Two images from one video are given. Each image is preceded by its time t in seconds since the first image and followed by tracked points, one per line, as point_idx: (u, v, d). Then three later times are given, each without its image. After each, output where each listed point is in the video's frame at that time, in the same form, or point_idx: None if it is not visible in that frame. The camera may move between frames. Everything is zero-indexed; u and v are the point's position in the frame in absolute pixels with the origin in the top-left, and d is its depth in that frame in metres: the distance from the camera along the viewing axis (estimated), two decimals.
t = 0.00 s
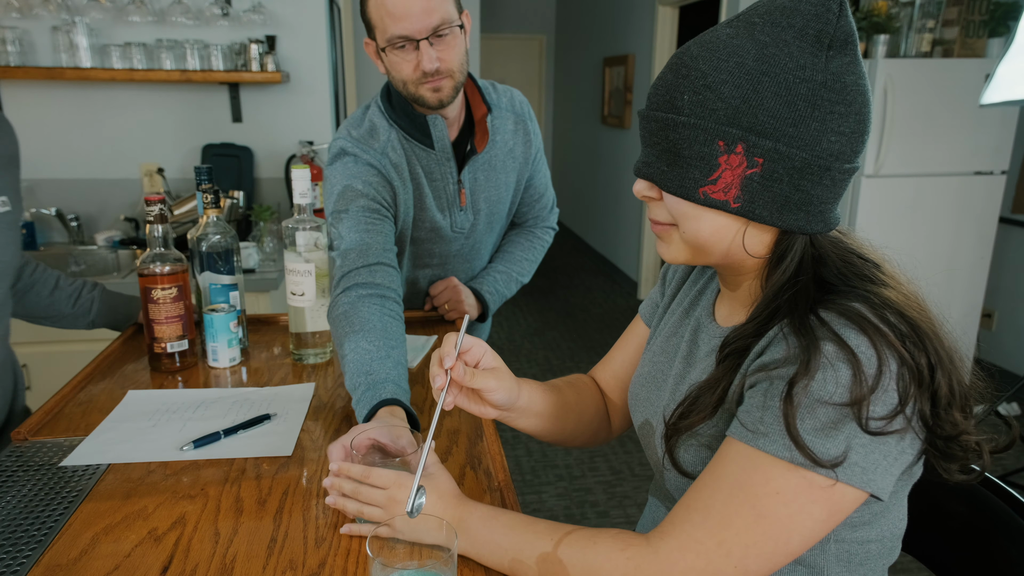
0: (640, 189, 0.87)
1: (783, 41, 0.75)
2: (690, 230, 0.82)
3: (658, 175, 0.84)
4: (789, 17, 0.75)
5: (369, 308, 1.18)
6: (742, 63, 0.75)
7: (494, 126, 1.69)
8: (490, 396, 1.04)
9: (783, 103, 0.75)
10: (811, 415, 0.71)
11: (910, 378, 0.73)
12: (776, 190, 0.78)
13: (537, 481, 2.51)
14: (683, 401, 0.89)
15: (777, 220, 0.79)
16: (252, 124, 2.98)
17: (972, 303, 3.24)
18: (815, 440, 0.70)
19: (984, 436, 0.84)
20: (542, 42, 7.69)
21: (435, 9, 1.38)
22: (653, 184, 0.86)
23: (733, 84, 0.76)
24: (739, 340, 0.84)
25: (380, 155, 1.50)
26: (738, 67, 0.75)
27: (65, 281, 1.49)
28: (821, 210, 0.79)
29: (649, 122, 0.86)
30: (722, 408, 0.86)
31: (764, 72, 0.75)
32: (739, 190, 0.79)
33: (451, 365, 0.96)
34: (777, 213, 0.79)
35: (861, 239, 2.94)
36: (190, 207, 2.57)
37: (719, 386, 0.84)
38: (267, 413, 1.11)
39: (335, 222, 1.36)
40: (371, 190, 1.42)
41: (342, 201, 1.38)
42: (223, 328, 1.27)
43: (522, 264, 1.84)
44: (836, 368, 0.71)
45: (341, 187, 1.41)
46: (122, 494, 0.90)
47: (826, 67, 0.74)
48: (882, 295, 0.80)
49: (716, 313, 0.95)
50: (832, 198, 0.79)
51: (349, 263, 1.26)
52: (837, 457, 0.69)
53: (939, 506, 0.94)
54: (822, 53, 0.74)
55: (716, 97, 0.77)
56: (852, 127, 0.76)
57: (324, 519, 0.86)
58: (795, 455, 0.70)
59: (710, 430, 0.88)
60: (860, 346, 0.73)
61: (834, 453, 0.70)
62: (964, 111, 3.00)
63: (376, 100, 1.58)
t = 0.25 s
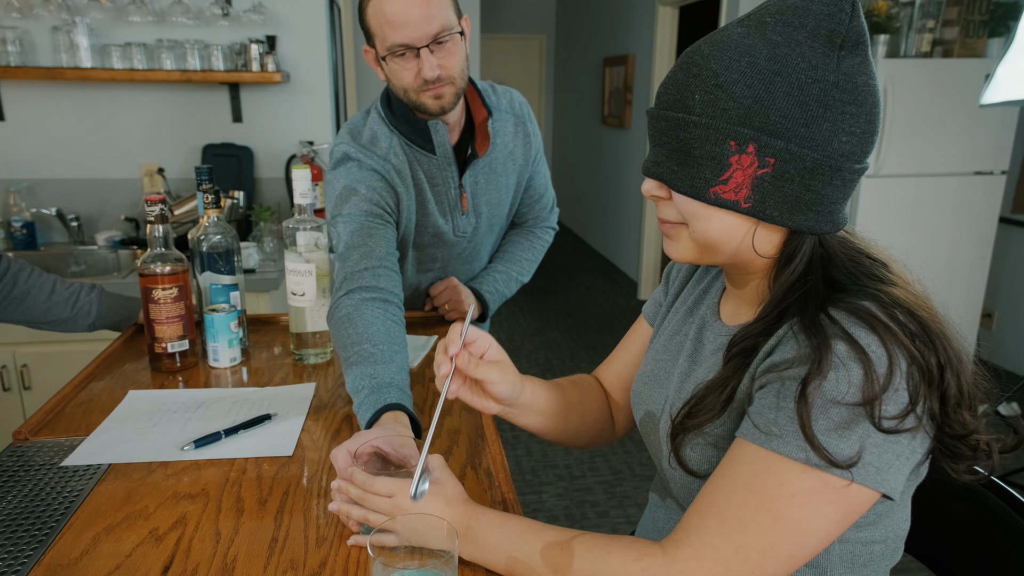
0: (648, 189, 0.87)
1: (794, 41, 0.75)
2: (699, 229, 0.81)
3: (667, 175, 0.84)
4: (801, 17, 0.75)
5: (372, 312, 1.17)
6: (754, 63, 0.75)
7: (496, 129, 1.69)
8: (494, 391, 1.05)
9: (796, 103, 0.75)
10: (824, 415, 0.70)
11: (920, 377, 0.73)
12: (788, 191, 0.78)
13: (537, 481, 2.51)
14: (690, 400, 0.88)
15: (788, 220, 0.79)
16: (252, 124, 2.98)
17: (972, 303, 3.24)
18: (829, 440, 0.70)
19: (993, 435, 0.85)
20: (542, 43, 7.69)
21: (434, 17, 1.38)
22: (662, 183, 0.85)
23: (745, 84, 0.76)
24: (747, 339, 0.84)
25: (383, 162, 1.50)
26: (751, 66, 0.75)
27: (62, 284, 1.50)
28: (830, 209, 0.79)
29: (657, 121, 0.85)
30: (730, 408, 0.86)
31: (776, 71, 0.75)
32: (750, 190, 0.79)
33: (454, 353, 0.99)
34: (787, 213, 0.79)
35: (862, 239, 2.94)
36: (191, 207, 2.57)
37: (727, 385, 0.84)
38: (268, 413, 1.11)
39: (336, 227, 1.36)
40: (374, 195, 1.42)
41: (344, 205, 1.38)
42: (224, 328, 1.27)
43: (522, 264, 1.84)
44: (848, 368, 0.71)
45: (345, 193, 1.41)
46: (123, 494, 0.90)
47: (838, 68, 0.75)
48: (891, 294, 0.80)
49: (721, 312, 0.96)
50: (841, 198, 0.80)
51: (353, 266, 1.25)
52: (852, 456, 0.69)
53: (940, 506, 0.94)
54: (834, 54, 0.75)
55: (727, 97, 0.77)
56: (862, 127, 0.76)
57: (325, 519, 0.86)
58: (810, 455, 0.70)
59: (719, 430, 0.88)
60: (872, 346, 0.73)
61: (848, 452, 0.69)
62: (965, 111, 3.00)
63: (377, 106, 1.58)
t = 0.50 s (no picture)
0: (627, 209, 0.88)
1: (744, 53, 0.75)
2: (678, 243, 0.83)
3: (640, 195, 0.85)
4: (748, 30, 0.76)
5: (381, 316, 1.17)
6: (708, 79, 0.76)
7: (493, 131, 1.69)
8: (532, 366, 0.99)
9: (753, 115, 0.75)
10: (837, 425, 0.71)
11: (914, 373, 0.74)
12: (756, 197, 0.79)
13: (537, 481, 2.52)
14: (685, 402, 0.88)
15: (760, 225, 0.80)
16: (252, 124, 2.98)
17: (970, 303, 3.25)
18: (850, 450, 0.70)
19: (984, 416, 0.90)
20: (541, 43, 7.69)
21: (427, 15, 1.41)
22: (638, 203, 0.87)
23: (700, 101, 0.77)
24: (741, 345, 0.85)
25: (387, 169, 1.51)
26: (705, 83, 0.76)
27: (59, 292, 1.43)
28: (800, 211, 0.80)
29: (625, 144, 0.86)
30: (732, 417, 0.86)
31: (730, 86, 0.75)
32: (720, 201, 0.79)
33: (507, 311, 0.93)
34: (759, 219, 0.80)
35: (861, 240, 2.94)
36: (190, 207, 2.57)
37: (725, 392, 0.85)
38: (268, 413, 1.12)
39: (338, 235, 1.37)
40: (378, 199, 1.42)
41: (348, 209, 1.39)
42: (224, 328, 1.27)
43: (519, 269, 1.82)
44: (844, 375, 0.72)
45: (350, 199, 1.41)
46: (124, 494, 0.90)
47: (790, 74, 0.74)
48: (870, 293, 0.81)
49: (719, 320, 0.97)
50: (810, 200, 0.80)
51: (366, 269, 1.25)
52: (877, 460, 0.69)
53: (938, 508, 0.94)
54: (785, 61, 0.74)
55: (686, 115, 0.78)
56: (823, 129, 0.76)
57: (324, 518, 0.87)
58: (838, 471, 0.70)
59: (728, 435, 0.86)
60: (863, 350, 0.73)
61: (872, 457, 0.69)
62: (962, 112, 3.01)
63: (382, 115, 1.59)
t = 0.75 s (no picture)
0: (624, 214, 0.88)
1: (736, 56, 0.75)
2: (676, 246, 0.83)
3: (637, 199, 0.86)
4: (740, 33, 0.76)
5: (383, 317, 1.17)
6: (701, 82, 0.76)
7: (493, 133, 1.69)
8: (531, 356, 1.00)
9: (747, 117, 0.75)
10: (839, 424, 0.71)
11: (914, 371, 0.74)
12: (752, 198, 0.79)
13: (537, 482, 2.52)
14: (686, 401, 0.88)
15: (758, 226, 0.80)
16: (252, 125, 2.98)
17: (970, 303, 3.25)
18: (852, 449, 0.70)
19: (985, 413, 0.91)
20: (541, 43, 7.70)
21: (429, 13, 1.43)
22: (635, 207, 0.87)
23: (694, 104, 0.76)
24: (741, 345, 0.85)
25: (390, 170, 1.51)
26: (698, 86, 0.76)
27: (59, 292, 1.43)
28: (797, 211, 0.80)
29: (621, 148, 0.86)
30: (732, 416, 0.86)
31: (723, 88, 0.75)
32: (716, 203, 0.79)
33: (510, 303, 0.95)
34: (756, 219, 0.80)
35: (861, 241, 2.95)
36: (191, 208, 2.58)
37: (725, 392, 0.85)
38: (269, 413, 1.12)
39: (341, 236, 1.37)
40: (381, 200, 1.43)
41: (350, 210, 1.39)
42: (225, 329, 1.27)
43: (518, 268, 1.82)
44: (847, 375, 0.72)
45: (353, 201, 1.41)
46: (126, 494, 0.91)
47: (783, 75, 0.74)
48: (869, 291, 0.81)
49: (722, 322, 0.97)
50: (807, 199, 0.80)
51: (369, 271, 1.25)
52: (878, 460, 0.69)
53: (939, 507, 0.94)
54: (777, 62, 0.75)
55: (680, 118, 0.78)
56: (816, 128, 0.76)
57: (326, 518, 0.87)
58: (839, 469, 0.70)
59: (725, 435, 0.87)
60: (864, 349, 0.73)
61: (874, 456, 0.69)
62: (962, 112, 3.01)
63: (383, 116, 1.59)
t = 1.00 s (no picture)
0: (621, 216, 0.88)
1: (729, 58, 0.75)
2: (673, 248, 0.83)
3: (633, 202, 0.86)
4: (732, 35, 0.76)
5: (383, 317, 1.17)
6: (695, 85, 0.76)
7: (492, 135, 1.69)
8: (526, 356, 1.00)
9: (741, 118, 0.75)
10: (836, 425, 0.71)
11: (910, 371, 0.74)
12: (747, 199, 0.79)
13: (537, 482, 2.52)
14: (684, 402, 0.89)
15: (753, 227, 0.80)
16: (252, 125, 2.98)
17: (970, 303, 3.25)
18: (850, 450, 0.70)
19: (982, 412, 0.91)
20: (541, 44, 7.70)
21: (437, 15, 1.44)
22: (632, 209, 0.87)
23: (688, 106, 0.77)
24: (738, 346, 0.85)
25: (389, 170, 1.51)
26: (692, 89, 0.76)
27: (59, 292, 1.43)
28: (792, 212, 0.80)
29: (616, 151, 0.87)
30: (729, 416, 0.86)
31: (716, 90, 0.75)
32: (711, 205, 0.80)
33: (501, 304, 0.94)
34: (751, 220, 0.80)
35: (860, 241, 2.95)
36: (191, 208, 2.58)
37: (722, 393, 0.85)
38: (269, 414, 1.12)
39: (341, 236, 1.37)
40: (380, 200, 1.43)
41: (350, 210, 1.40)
42: (225, 329, 1.27)
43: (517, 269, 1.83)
44: (844, 376, 0.72)
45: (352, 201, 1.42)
46: (126, 494, 0.91)
47: (776, 76, 0.75)
48: (865, 292, 0.81)
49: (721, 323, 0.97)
50: (802, 200, 0.80)
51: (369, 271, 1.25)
52: (875, 460, 0.69)
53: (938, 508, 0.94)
54: (770, 64, 0.75)
55: (674, 121, 0.78)
56: (810, 129, 0.76)
57: (325, 519, 0.87)
58: (836, 470, 0.70)
59: (723, 437, 0.87)
60: (861, 350, 0.73)
61: (870, 457, 0.69)
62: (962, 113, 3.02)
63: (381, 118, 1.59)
